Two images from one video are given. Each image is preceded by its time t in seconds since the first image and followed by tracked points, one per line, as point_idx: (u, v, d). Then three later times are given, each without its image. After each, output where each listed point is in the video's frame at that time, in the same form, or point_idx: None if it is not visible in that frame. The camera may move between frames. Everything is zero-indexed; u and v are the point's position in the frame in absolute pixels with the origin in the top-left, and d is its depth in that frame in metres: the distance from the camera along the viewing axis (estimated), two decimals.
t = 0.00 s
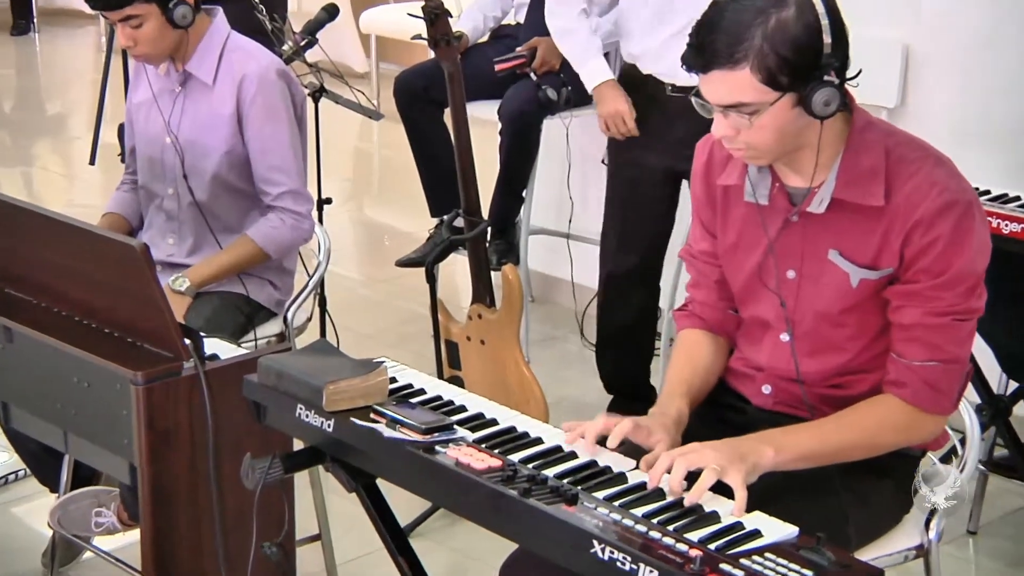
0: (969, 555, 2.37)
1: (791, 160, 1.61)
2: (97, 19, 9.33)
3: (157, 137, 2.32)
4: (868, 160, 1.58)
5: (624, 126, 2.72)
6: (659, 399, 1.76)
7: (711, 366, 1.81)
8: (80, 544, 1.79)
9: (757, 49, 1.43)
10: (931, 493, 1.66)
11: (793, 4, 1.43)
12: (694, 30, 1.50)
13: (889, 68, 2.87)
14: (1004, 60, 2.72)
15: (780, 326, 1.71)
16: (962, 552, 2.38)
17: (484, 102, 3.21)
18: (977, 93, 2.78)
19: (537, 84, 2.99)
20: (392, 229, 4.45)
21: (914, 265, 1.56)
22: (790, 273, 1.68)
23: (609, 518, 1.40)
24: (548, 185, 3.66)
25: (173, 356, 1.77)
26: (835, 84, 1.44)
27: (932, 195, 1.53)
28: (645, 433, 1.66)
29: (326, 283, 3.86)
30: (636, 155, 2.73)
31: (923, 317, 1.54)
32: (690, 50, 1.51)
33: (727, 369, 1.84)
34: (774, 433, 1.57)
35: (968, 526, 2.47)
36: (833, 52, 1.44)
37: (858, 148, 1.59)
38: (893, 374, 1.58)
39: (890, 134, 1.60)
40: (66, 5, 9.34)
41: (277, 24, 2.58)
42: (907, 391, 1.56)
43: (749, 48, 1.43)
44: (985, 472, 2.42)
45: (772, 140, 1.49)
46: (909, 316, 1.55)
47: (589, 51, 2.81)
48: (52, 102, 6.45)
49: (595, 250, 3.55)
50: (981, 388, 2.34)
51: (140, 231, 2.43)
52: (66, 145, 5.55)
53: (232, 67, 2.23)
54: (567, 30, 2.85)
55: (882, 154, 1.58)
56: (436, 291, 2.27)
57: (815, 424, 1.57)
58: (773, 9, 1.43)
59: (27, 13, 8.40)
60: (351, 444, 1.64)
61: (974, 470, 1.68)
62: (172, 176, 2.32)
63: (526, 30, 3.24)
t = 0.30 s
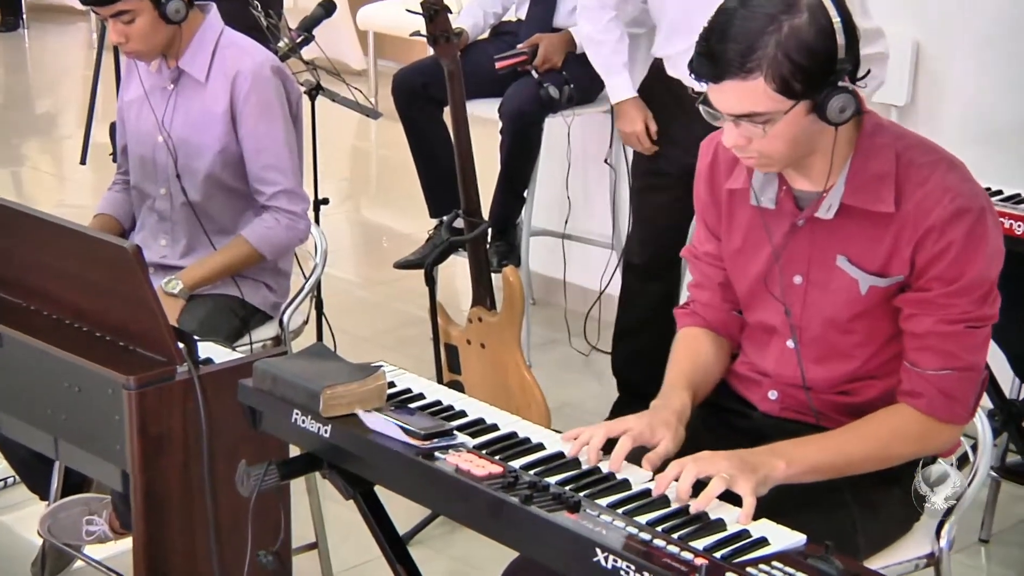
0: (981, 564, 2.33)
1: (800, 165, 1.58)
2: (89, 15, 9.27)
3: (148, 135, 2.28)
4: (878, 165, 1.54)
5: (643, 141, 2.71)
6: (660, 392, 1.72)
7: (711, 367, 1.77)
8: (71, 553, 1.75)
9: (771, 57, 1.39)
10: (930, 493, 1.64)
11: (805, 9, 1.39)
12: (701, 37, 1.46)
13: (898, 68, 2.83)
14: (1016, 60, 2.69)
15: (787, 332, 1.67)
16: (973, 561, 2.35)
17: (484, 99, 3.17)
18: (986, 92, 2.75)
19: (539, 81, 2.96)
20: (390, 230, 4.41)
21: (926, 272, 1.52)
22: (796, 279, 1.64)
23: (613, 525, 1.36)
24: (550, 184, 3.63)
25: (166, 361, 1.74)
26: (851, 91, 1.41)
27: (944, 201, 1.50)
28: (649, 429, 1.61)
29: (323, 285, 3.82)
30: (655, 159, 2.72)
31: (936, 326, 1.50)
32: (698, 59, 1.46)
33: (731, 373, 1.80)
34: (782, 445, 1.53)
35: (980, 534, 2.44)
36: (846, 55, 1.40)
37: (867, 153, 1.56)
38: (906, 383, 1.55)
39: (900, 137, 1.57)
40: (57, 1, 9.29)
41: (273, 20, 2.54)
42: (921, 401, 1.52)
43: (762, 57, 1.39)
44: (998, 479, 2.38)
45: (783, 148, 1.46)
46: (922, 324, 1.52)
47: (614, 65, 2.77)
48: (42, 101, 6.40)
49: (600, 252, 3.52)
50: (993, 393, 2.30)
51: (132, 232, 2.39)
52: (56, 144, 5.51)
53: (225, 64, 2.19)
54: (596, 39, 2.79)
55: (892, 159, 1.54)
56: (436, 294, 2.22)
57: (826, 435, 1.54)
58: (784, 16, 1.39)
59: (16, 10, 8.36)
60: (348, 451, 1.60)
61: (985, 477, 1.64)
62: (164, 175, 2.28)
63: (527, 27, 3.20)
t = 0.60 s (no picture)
0: (989, 569, 2.30)
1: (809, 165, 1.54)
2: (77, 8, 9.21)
3: (139, 132, 2.24)
4: (887, 165, 1.50)
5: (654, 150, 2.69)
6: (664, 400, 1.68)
7: (717, 369, 1.73)
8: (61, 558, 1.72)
9: (783, 60, 1.35)
10: (929, 493, 1.58)
11: (817, 10, 1.35)
12: (708, 40, 1.41)
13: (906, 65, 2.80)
14: None
15: (792, 335, 1.64)
16: (982, 566, 2.31)
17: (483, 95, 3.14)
18: (995, 89, 2.71)
19: (539, 77, 2.91)
20: (387, 228, 4.37)
21: (936, 275, 1.49)
22: (802, 281, 1.60)
23: (614, 530, 1.32)
24: (551, 182, 3.58)
25: (158, 362, 1.70)
26: (864, 91, 1.38)
27: (955, 203, 1.46)
28: (652, 438, 1.58)
29: (318, 285, 3.78)
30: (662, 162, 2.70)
31: (946, 330, 1.47)
32: (706, 62, 1.41)
33: (737, 375, 1.76)
34: (788, 450, 1.49)
35: (991, 539, 2.41)
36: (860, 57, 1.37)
37: (876, 152, 1.52)
38: (915, 388, 1.51)
39: (910, 136, 1.53)
40: None
41: (267, 14, 2.50)
42: (930, 407, 1.49)
43: (773, 60, 1.35)
44: (1007, 483, 2.35)
45: (796, 152, 1.42)
46: (931, 329, 1.48)
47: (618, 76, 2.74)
48: (29, 96, 6.35)
49: (602, 251, 3.48)
50: (1003, 396, 2.27)
51: (122, 231, 2.34)
52: (44, 140, 5.46)
53: (217, 58, 2.16)
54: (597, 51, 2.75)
55: (902, 159, 1.50)
56: (434, 293, 2.19)
57: (832, 441, 1.50)
58: (795, 17, 1.35)
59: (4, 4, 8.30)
60: (344, 454, 1.56)
61: (996, 482, 1.58)
62: (155, 172, 2.24)
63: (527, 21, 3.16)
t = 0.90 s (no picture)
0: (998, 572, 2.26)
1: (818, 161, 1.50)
2: None
3: (129, 125, 2.21)
4: (898, 163, 1.47)
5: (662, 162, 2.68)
6: (667, 402, 1.64)
7: (721, 369, 1.70)
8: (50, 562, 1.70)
9: (801, 58, 1.31)
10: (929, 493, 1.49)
11: (834, 5, 1.32)
12: (721, 36, 1.37)
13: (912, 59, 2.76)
14: None
15: (798, 335, 1.60)
16: (991, 570, 2.27)
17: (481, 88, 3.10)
18: (1002, 84, 2.67)
19: (537, 69, 2.91)
20: (383, 225, 4.33)
21: (946, 276, 1.45)
22: (809, 280, 1.57)
23: (615, 533, 1.29)
24: (549, 178, 3.55)
25: (149, 362, 1.66)
26: (880, 89, 1.34)
27: (967, 202, 1.43)
28: (661, 437, 1.55)
29: (313, 282, 3.75)
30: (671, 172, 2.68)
31: (956, 333, 1.44)
32: (719, 58, 1.37)
33: (741, 375, 1.72)
34: (793, 452, 1.46)
35: (1000, 543, 2.37)
36: (876, 55, 1.35)
37: (886, 149, 1.48)
38: (924, 391, 1.48)
39: (921, 133, 1.49)
40: None
41: (261, 5, 2.47)
42: (941, 410, 1.46)
43: (790, 58, 1.31)
44: (1016, 485, 2.31)
45: (809, 152, 1.38)
46: (941, 330, 1.45)
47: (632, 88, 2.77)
48: (17, 90, 6.30)
49: (602, 248, 3.44)
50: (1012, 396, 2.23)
51: (113, 227, 2.31)
52: (32, 134, 5.42)
53: (206, 50, 2.12)
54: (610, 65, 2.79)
55: (912, 157, 1.47)
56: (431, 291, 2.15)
57: (840, 443, 1.47)
58: (812, 13, 1.32)
59: None
60: (338, 455, 1.52)
61: (1007, 484, 1.55)
62: (145, 167, 2.20)
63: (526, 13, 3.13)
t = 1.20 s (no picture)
0: None
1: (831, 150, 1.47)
2: None
3: (121, 118, 2.17)
4: (913, 153, 1.44)
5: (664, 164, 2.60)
6: (669, 395, 1.61)
7: (725, 364, 1.66)
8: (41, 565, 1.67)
9: (818, 41, 1.29)
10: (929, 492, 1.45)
11: None
12: (736, 19, 1.36)
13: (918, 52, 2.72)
14: None
15: (806, 329, 1.57)
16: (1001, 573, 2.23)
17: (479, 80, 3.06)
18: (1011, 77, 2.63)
19: (537, 60, 2.87)
20: (381, 221, 4.29)
21: (959, 268, 1.43)
22: (819, 273, 1.54)
23: (617, 534, 1.25)
24: (551, 173, 3.51)
25: (141, 360, 1.63)
26: (896, 74, 1.32)
27: (982, 193, 1.40)
28: (660, 434, 1.51)
29: (309, 278, 3.71)
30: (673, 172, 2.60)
31: (967, 326, 1.41)
32: (734, 42, 1.36)
33: (745, 372, 1.69)
34: (797, 446, 1.42)
35: (1010, 545, 2.33)
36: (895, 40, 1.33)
37: (902, 139, 1.46)
38: (930, 385, 1.45)
39: (936, 123, 1.47)
40: None
41: None
42: (946, 405, 1.42)
43: (807, 41, 1.30)
44: None
45: (824, 138, 1.36)
46: (951, 324, 1.42)
47: (648, 91, 2.73)
48: (5, 81, 6.26)
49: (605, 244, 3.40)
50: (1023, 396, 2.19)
51: (104, 222, 2.27)
52: (21, 128, 5.38)
53: (197, 41, 2.08)
54: (629, 68, 2.78)
55: (928, 147, 1.45)
56: (429, 288, 2.11)
57: (846, 436, 1.44)
58: None
59: None
60: (334, 455, 1.49)
61: (1017, 485, 1.50)
62: (137, 161, 2.16)
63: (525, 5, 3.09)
